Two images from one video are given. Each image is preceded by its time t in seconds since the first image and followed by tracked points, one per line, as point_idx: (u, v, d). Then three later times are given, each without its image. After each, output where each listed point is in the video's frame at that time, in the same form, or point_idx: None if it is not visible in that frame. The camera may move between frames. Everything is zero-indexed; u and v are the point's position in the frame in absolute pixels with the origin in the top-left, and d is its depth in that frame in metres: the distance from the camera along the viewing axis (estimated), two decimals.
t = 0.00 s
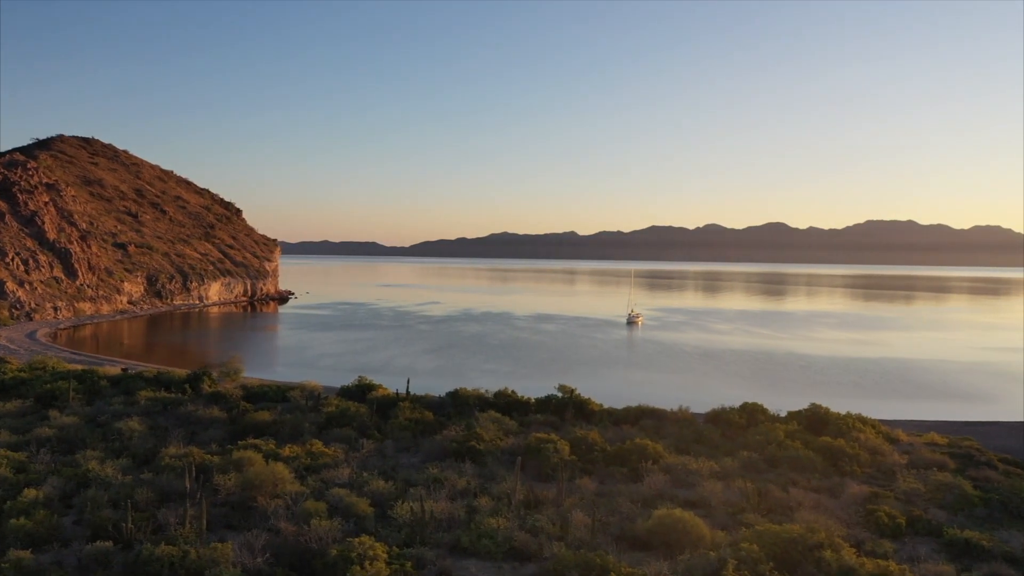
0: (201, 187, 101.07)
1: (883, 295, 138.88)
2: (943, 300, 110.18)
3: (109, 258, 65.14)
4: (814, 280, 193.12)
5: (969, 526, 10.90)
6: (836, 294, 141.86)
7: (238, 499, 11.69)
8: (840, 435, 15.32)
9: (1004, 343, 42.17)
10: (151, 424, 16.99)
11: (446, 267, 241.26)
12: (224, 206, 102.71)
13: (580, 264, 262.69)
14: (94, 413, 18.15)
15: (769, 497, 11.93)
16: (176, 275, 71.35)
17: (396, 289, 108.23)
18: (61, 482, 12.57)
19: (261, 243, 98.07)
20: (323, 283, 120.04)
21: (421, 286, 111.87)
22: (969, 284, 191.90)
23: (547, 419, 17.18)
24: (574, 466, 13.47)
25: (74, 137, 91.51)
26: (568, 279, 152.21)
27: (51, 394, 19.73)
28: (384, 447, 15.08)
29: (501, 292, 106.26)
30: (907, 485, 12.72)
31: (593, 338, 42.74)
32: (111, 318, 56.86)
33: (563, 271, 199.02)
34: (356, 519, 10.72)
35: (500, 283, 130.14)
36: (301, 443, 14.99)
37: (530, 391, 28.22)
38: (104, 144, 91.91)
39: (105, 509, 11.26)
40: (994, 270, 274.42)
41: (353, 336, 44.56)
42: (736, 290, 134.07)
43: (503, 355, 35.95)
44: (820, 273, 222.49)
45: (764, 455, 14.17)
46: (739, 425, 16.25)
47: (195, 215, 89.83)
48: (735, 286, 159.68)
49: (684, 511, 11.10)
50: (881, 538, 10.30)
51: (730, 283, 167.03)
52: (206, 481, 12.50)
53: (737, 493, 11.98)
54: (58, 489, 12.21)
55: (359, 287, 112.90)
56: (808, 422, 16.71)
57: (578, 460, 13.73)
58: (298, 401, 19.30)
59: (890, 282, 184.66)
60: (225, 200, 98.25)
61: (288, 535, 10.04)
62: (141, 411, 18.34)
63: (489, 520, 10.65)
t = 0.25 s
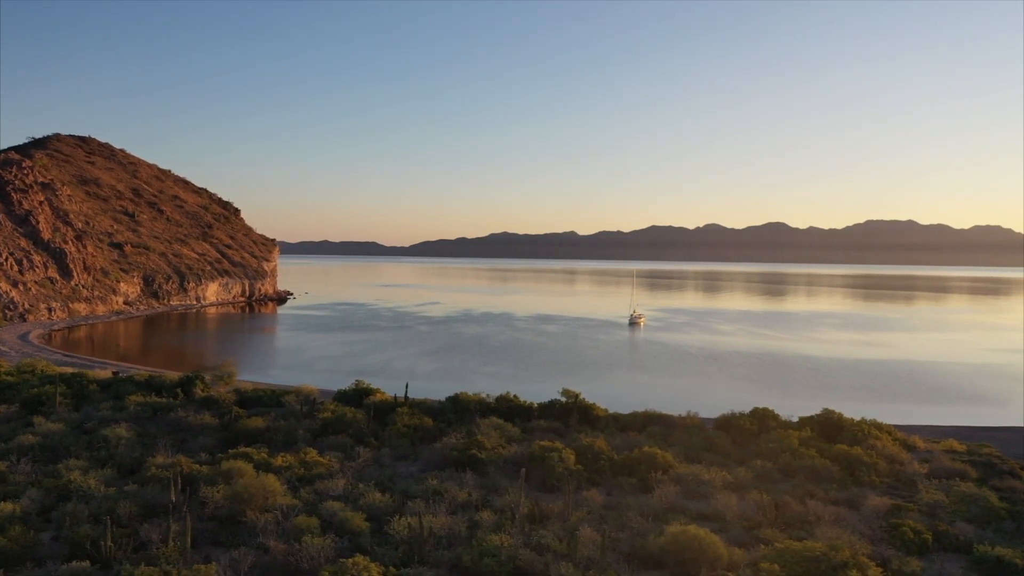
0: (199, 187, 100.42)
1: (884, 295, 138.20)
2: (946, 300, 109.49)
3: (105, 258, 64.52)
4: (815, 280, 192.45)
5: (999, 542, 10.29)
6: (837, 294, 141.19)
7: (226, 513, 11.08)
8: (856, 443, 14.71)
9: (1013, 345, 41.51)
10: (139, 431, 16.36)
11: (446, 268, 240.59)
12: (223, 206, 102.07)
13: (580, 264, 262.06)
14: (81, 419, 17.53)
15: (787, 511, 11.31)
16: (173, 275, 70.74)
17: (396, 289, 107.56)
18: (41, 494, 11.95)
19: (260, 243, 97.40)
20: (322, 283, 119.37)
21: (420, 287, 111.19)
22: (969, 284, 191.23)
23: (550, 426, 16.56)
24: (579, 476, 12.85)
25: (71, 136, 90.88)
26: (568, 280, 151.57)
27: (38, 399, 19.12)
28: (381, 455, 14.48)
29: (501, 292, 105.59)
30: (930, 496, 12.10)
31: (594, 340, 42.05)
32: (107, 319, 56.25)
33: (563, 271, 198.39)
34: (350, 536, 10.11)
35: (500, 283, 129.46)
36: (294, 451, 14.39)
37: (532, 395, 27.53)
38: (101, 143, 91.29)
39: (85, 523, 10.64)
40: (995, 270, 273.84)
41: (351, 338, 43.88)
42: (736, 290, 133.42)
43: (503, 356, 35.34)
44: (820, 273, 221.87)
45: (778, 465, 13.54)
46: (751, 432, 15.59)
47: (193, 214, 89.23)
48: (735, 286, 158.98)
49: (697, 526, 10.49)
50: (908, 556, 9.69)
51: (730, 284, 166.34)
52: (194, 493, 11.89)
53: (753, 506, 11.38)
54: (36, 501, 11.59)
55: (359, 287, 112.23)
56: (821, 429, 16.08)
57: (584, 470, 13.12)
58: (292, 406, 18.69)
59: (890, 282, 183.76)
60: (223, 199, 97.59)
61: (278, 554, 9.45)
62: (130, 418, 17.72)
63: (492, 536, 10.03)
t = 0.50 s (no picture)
0: (197, 186, 99.83)
1: (885, 295, 137.67)
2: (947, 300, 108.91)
3: (101, 258, 64.00)
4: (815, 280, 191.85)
5: None
6: (838, 294, 140.59)
7: (215, 526, 10.54)
8: (870, 450, 14.18)
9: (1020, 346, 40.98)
10: (128, 438, 15.81)
11: (445, 268, 240.01)
12: (221, 206, 101.50)
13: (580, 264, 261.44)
14: (68, 425, 16.99)
15: (803, 523, 10.78)
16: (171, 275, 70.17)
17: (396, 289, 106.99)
18: (20, 506, 11.41)
19: (258, 243, 96.82)
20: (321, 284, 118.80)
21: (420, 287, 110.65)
22: (970, 284, 190.66)
23: (554, 432, 16.03)
24: (585, 486, 12.33)
25: (68, 135, 90.30)
26: (568, 279, 151.03)
27: (26, 403, 18.60)
28: (378, 463, 13.95)
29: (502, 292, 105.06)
30: (951, 508, 11.54)
31: (595, 341, 41.49)
32: (103, 320, 55.73)
33: (563, 271, 197.81)
34: (344, 552, 9.57)
35: (500, 283, 128.89)
36: (288, 459, 13.86)
37: (534, 399, 26.96)
38: (98, 142, 90.70)
39: (65, 538, 10.09)
40: (995, 270, 273.35)
41: (350, 339, 43.29)
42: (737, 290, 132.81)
43: (504, 358, 34.81)
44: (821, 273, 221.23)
45: (791, 473, 13.01)
46: (761, 438, 15.07)
47: (191, 214, 88.69)
48: (736, 286, 158.33)
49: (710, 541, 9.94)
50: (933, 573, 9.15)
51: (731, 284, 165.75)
52: (182, 505, 11.34)
53: (767, 519, 10.83)
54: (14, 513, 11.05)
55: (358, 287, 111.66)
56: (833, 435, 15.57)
57: (589, 479, 12.59)
58: (288, 411, 18.15)
59: (891, 282, 183.17)
60: (221, 199, 97.00)
61: (267, 573, 8.92)
62: (119, 423, 17.19)
63: (494, 552, 9.49)
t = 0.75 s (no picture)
0: (195, 185, 99.15)
1: (887, 296, 136.91)
2: (949, 301, 108.17)
3: (96, 258, 63.37)
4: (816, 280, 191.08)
5: None
6: (839, 294, 139.95)
7: (199, 544, 9.93)
8: (888, 458, 13.57)
9: None
10: (114, 446, 15.21)
11: (445, 268, 239.30)
12: (220, 206, 100.85)
13: (580, 264, 260.79)
14: (52, 432, 16.36)
15: (822, 539, 10.17)
16: (167, 275, 69.52)
17: (395, 290, 106.35)
18: None
19: (256, 243, 96.20)
20: (320, 284, 118.08)
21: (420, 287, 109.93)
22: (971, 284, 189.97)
23: (557, 439, 15.42)
24: (590, 498, 11.72)
25: (64, 134, 89.67)
26: (568, 280, 150.30)
27: (10, 408, 17.99)
28: (374, 473, 13.34)
29: (502, 293, 104.33)
30: (978, 523, 10.87)
31: (597, 343, 40.83)
32: (97, 321, 55.10)
33: (563, 271, 197.05)
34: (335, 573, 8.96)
35: (500, 283, 128.22)
36: (280, 470, 13.26)
37: (535, 402, 26.30)
38: (95, 141, 90.03)
39: (38, 556, 9.49)
40: (996, 270, 272.65)
41: (348, 340, 42.60)
42: (739, 291, 132.00)
43: (504, 360, 34.20)
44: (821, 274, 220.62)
45: (806, 484, 12.39)
46: (773, 446, 14.46)
47: (188, 214, 87.99)
48: (737, 286, 157.56)
49: (726, 560, 9.33)
50: None
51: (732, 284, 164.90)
52: (166, 519, 10.74)
53: (784, 535, 10.21)
54: None
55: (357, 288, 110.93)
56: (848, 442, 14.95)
57: (595, 491, 11.99)
58: (281, 417, 17.53)
59: (893, 283, 182.30)
60: (219, 198, 96.32)
61: None
62: (105, 430, 16.56)
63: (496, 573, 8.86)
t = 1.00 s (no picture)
0: (190, 185, 98.38)
1: (885, 296, 136.61)
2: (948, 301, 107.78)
3: (90, 258, 62.65)
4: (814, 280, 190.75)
5: None
6: (837, 293, 139.67)
7: (180, 562, 9.39)
8: (902, 466, 13.05)
9: None
10: (98, 454, 14.65)
11: (442, 268, 238.59)
12: (215, 205, 100.12)
13: (578, 264, 260.24)
14: (34, 439, 15.79)
15: (839, 553, 9.64)
16: (162, 276, 68.83)
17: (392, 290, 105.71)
18: None
19: (252, 242, 95.48)
20: (317, 284, 117.35)
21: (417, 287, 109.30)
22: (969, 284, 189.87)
23: (558, 445, 14.90)
24: (594, 510, 11.21)
25: (58, 133, 88.88)
26: (566, 280, 149.75)
27: None
28: (368, 482, 12.82)
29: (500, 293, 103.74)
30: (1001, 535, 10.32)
31: (597, 344, 40.26)
32: (90, 321, 54.42)
33: (561, 271, 196.52)
34: None
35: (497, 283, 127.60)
36: (270, 480, 12.73)
37: (535, 406, 25.70)
38: (89, 140, 89.24)
39: None
40: (993, 270, 272.83)
41: (343, 342, 41.96)
42: (738, 291, 131.55)
43: (502, 362, 33.62)
44: (819, 274, 220.38)
45: (818, 494, 11.85)
46: (782, 453, 13.92)
47: (183, 214, 87.26)
48: (735, 286, 157.05)
49: None
50: None
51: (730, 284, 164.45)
52: (147, 534, 10.20)
53: (800, 551, 9.66)
54: None
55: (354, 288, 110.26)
56: (859, 449, 14.42)
57: (598, 502, 11.47)
58: (273, 423, 16.97)
59: (891, 283, 181.97)
60: (214, 198, 95.57)
61: None
62: (90, 437, 15.99)
63: None
